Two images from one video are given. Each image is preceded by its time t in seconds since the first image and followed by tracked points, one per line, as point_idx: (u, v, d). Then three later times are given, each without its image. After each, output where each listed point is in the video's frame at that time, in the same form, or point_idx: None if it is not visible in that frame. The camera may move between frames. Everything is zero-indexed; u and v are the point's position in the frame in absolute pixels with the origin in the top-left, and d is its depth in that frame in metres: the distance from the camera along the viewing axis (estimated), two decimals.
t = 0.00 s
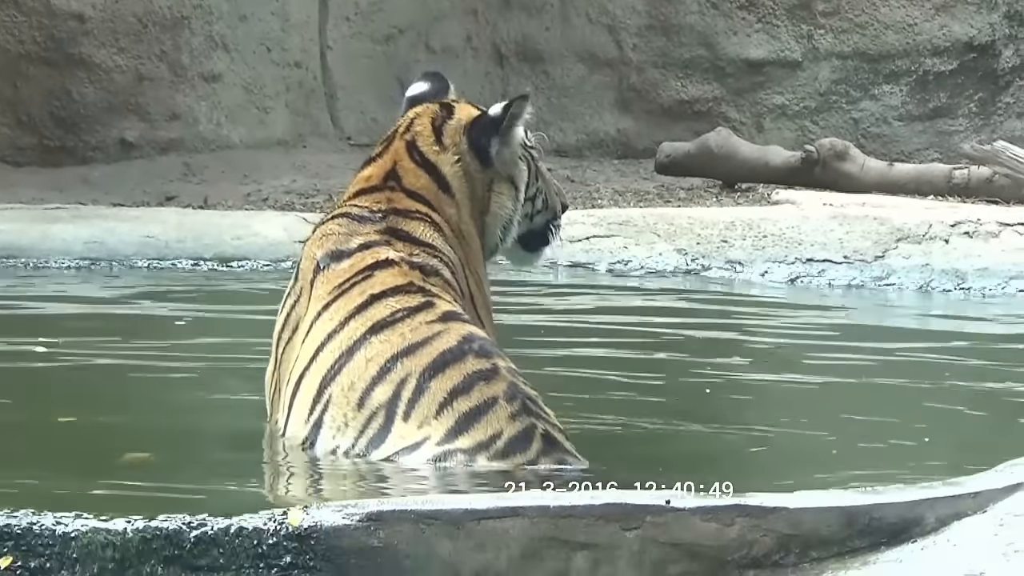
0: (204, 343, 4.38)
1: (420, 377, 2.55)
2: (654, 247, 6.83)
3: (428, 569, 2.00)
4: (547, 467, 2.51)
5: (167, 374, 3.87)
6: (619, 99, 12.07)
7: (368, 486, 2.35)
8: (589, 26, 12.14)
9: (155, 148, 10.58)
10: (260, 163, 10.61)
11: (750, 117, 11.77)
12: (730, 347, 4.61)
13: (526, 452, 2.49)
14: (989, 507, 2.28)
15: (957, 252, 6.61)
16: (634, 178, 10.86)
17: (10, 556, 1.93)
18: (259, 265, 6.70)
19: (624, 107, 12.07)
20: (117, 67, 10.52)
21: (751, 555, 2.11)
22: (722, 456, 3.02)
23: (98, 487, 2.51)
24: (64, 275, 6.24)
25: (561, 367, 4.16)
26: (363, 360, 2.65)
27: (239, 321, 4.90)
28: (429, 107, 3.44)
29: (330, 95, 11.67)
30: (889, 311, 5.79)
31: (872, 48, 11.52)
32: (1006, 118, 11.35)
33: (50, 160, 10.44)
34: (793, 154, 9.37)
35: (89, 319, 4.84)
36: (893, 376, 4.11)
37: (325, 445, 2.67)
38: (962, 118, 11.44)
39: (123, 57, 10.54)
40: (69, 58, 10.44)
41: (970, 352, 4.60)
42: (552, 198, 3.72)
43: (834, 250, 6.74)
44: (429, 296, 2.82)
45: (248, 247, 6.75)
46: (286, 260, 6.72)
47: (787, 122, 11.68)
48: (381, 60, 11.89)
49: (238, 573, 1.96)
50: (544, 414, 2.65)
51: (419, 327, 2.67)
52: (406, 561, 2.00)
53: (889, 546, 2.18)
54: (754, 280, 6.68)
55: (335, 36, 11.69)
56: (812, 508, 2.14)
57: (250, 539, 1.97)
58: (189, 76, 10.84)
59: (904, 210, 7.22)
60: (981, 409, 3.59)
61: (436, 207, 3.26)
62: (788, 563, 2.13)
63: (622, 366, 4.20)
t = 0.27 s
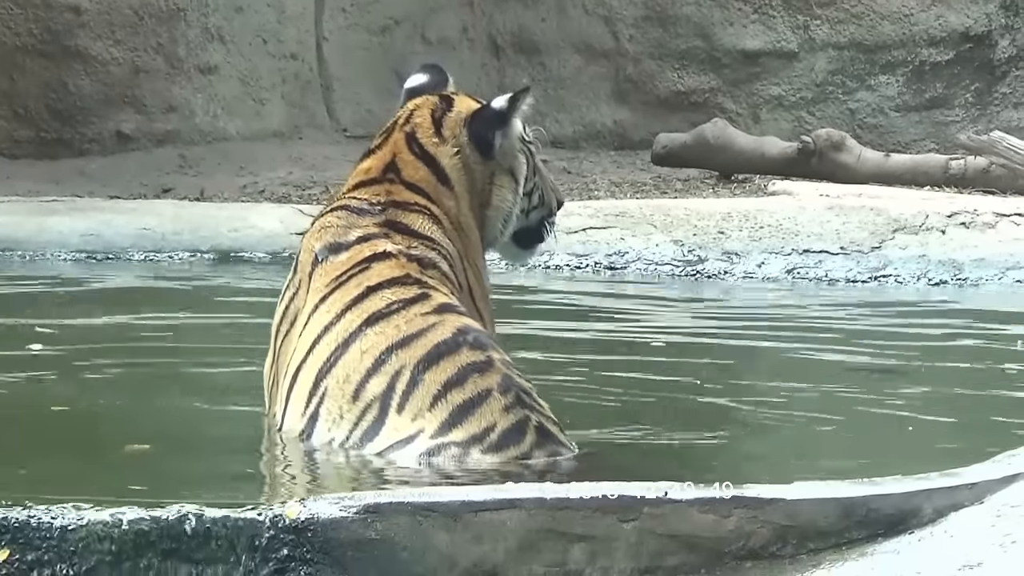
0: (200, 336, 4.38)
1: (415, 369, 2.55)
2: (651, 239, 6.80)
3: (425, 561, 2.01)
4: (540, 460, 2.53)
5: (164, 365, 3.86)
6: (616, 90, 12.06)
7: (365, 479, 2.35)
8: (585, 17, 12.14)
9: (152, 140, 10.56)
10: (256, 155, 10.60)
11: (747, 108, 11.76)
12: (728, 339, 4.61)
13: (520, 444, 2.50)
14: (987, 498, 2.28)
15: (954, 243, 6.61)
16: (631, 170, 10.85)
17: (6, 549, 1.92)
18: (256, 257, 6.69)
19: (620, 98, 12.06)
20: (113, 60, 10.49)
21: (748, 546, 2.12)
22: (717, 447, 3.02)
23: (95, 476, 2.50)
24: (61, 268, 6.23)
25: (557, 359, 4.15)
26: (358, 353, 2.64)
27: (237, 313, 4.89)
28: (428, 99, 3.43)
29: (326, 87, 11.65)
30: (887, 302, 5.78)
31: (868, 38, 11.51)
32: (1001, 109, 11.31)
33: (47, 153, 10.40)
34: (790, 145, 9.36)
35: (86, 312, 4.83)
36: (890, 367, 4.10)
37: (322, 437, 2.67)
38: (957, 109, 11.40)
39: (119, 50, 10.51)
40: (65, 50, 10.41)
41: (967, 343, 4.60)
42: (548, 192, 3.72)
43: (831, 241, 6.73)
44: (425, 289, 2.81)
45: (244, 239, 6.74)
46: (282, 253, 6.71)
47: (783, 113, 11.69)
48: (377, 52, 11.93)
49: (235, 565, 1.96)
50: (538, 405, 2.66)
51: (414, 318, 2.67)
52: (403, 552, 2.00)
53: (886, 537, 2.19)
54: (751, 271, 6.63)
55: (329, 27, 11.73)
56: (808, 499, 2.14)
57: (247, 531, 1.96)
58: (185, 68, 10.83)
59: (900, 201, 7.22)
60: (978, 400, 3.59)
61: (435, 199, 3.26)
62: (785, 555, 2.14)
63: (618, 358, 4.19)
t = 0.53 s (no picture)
0: (204, 334, 4.38)
1: (412, 367, 2.55)
2: (654, 236, 6.79)
3: (428, 558, 2.01)
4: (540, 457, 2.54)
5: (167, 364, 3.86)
6: (619, 87, 12.06)
7: (368, 476, 2.35)
8: (588, 14, 12.12)
9: (155, 138, 10.57)
10: (260, 153, 10.61)
11: (750, 105, 11.76)
12: (732, 336, 4.61)
13: (518, 441, 2.52)
14: (990, 494, 2.28)
15: (957, 240, 6.64)
16: (634, 167, 10.86)
17: (10, 547, 1.94)
18: (259, 255, 6.69)
19: (624, 95, 12.06)
20: (116, 58, 10.49)
21: (751, 544, 2.12)
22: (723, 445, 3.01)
23: (99, 474, 2.49)
24: (65, 267, 6.24)
25: (559, 357, 4.14)
26: (355, 351, 2.64)
27: (241, 312, 4.90)
28: (434, 98, 3.44)
29: (329, 85, 11.67)
30: (889, 298, 5.79)
31: (872, 35, 11.48)
32: (1005, 105, 11.32)
33: (50, 151, 10.44)
34: (793, 142, 9.32)
35: (91, 310, 4.84)
36: (895, 364, 4.11)
37: (318, 435, 2.66)
38: (961, 105, 11.41)
39: (122, 48, 10.51)
40: (68, 49, 10.43)
41: (972, 340, 4.59)
42: (554, 194, 3.73)
43: (834, 238, 6.72)
44: (425, 287, 2.81)
45: (247, 237, 6.73)
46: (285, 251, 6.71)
47: (787, 110, 11.68)
48: (380, 50, 11.95)
49: (238, 563, 1.97)
50: (536, 404, 2.67)
51: (412, 317, 2.67)
52: (406, 550, 2.00)
53: (889, 534, 2.19)
54: (754, 267, 6.63)
55: (333, 25, 11.73)
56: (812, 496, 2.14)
57: (251, 529, 1.97)
58: (189, 66, 10.82)
59: (903, 197, 7.22)
60: (982, 397, 3.59)
61: (440, 197, 3.26)
62: (787, 552, 2.14)
63: (620, 356, 4.18)
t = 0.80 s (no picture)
0: (206, 335, 4.38)
1: (411, 369, 2.55)
2: (656, 237, 6.79)
3: (430, 560, 2.01)
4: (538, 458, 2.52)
5: (170, 365, 3.86)
6: (621, 88, 12.06)
7: (370, 478, 2.35)
8: (590, 16, 12.13)
9: (157, 140, 10.57)
10: (262, 154, 10.61)
11: (752, 106, 11.76)
12: (733, 337, 4.61)
13: (516, 446, 2.50)
14: (991, 495, 2.27)
15: (959, 241, 6.62)
16: (636, 168, 10.86)
17: (11, 549, 1.93)
18: (261, 257, 6.68)
19: (625, 97, 12.06)
20: (118, 60, 10.51)
21: (752, 544, 2.12)
22: (722, 445, 3.02)
23: (101, 476, 2.49)
24: (66, 268, 6.24)
25: (560, 359, 4.14)
26: (354, 353, 2.64)
27: (242, 314, 4.90)
28: (439, 101, 3.44)
29: (331, 86, 11.67)
30: (891, 299, 5.79)
31: (873, 36, 11.48)
32: (1006, 106, 11.33)
33: (52, 153, 10.45)
34: (794, 143, 9.31)
35: (92, 311, 4.84)
36: (897, 365, 4.10)
37: (321, 438, 2.67)
38: (963, 106, 11.42)
39: (124, 50, 10.52)
40: (70, 51, 10.44)
41: (973, 341, 4.59)
42: (560, 197, 3.72)
43: (836, 239, 6.73)
44: (425, 288, 2.81)
45: (249, 239, 6.74)
46: (286, 252, 6.71)
47: (789, 111, 11.67)
48: (382, 51, 11.95)
49: (240, 565, 1.97)
50: (537, 406, 2.67)
51: (411, 318, 2.67)
52: (407, 551, 2.00)
53: (891, 535, 2.19)
54: (756, 269, 6.62)
55: (335, 27, 11.74)
56: (813, 497, 2.14)
57: (252, 531, 1.98)
58: (191, 67, 10.81)
59: (905, 198, 7.21)
60: (983, 397, 3.60)
61: (443, 199, 3.26)
62: (789, 553, 2.14)
63: (623, 357, 4.18)
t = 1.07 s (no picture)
0: (202, 336, 4.38)
1: (407, 368, 2.55)
2: (651, 237, 6.80)
3: (424, 560, 2.01)
4: (532, 459, 2.53)
5: (164, 365, 3.86)
6: (615, 88, 12.07)
7: (367, 478, 2.35)
8: (584, 16, 12.16)
9: (151, 141, 10.55)
10: (257, 155, 10.60)
11: (747, 106, 11.77)
12: (727, 337, 4.61)
13: (511, 445, 2.51)
14: (987, 495, 2.27)
15: (954, 240, 6.60)
16: (631, 168, 10.86)
17: (5, 550, 1.93)
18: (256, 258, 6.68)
19: (620, 97, 12.07)
20: (113, 61, 10.50)
21: (747, 544, 2.12)
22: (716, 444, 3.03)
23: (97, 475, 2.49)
24: (61, 270, 6.24)
25: (555, 358, 4.14)
26: (350, 352, 2.64)
27: (237, 314, 4.89)
28: (436, 101, 3.43)
29: (326, 87, 11.65)
30: (884, 299, 5.80)
31: (868, 36, 11.51)
32: (1001, 106, 11.31)
33: (46, 154, 10.43)
34: (790, 143, 9.34)
35: (87, 312, 4.84)
36: (892, 364, 4.12)
37: (315, 436, 2.67)
38: (957, 106, 11.40)
39: (119, 51, 10.52)
40: (64, 52, 10.44)
41: (966, 340, 4.60)
42: (557, 199, 3.71)
43: (831, 239, 6.74)
44: (422, 288, 2.81)
45: (244, 239, 6.73)
46: (281, 253, 6.71)
47: (783, 111, 11.68)
48: (376, 52, 11.93)
49: (234, 566, 1.97)
50: (532, 407, 2.67)
51: (408, 318, 2.67)
52: (402, 551, 2.00)
53: (886, 535, 2.19)
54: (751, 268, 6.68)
55: (329, 27, 11.74)
56: (808, 497, 2.14)
57: (246, 531, 1.97)
58: (185, 68, 10.82)
59: (900, 198, 7.22)
60: (978, 397, 3.60)
61: (439, 199, 3.26)
62: (784, 553, 2.14)
63: (618, 357, 4.18)
